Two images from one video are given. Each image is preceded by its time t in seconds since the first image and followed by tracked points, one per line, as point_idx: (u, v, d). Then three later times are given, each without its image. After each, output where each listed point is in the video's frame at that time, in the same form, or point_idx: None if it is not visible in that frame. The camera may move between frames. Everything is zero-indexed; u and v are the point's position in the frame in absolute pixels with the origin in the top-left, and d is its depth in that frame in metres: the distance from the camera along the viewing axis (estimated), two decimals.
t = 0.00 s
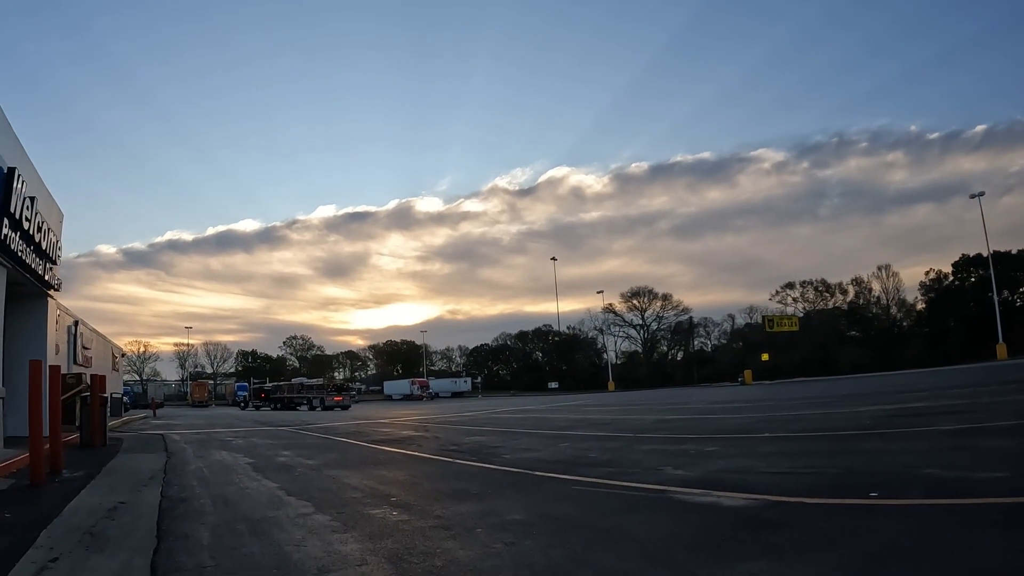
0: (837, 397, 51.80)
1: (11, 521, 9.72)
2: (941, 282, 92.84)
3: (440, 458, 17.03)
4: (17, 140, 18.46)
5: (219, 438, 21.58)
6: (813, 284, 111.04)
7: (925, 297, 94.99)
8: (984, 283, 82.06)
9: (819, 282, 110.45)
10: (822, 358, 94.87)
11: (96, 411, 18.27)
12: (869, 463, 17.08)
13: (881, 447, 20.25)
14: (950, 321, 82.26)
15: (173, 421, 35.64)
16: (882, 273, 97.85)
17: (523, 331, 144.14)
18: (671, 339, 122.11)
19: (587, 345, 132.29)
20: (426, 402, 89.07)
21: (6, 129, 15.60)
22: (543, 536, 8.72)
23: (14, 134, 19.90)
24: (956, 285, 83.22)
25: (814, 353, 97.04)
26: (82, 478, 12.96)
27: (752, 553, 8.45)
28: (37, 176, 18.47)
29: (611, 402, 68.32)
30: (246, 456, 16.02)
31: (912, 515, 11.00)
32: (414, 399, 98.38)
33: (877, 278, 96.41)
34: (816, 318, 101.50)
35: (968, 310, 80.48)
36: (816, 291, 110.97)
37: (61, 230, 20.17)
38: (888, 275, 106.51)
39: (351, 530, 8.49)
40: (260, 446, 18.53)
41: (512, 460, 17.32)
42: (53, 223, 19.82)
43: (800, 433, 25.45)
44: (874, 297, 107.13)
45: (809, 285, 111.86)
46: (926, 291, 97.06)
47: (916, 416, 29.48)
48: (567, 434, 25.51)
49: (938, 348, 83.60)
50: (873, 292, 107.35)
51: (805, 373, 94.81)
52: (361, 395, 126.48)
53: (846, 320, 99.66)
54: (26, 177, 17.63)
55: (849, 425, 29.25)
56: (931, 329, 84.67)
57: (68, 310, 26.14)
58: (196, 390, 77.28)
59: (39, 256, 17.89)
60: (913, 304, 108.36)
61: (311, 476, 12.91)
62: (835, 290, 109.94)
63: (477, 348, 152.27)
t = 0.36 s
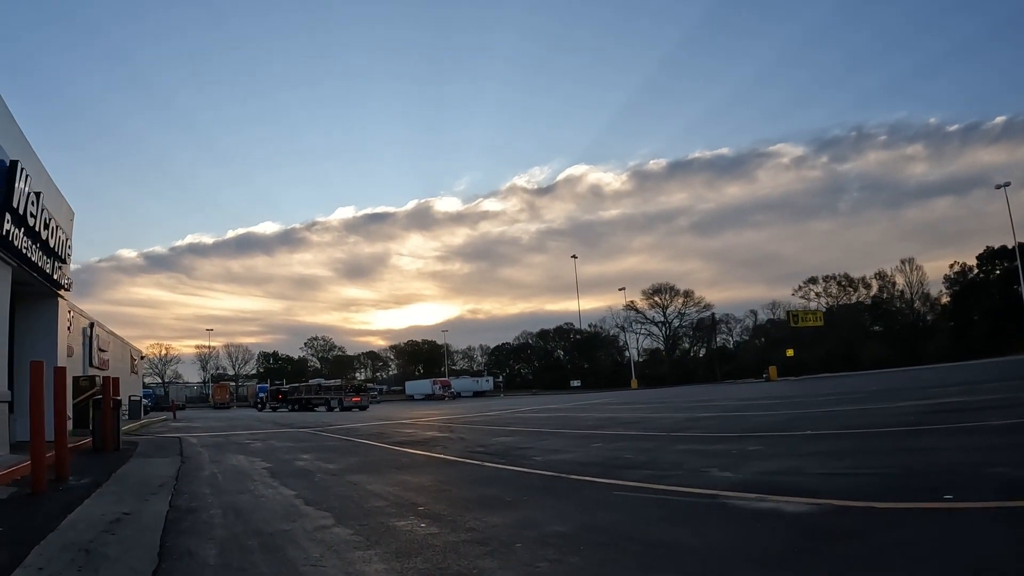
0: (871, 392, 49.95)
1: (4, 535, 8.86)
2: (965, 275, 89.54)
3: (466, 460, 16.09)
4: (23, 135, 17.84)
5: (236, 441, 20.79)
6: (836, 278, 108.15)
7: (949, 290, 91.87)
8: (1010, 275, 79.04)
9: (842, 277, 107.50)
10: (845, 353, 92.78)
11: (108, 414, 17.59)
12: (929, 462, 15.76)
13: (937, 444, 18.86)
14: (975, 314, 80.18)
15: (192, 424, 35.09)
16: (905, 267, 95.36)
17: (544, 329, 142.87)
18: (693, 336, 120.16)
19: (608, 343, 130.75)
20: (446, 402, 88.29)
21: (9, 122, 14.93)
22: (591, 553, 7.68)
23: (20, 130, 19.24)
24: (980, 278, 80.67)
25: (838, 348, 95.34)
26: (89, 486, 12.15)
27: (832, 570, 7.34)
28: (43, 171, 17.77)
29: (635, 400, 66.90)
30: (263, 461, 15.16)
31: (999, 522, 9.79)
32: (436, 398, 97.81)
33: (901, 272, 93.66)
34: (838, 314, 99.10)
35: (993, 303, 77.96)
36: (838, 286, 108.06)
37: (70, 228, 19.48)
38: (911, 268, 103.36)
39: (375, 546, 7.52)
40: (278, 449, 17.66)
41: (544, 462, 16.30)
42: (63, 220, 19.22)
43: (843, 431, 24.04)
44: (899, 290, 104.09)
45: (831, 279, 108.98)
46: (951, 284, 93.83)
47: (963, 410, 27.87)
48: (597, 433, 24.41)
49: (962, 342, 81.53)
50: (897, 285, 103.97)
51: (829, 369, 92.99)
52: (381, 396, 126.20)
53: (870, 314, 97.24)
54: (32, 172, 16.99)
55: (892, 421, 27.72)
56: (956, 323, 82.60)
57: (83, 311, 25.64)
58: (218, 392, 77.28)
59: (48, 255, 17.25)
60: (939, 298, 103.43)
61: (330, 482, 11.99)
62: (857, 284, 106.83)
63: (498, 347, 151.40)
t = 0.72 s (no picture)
0: (898, 390, 48.42)
1: None
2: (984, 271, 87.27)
3: (487, 465, 15.23)
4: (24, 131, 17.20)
5: (249, 445, 20.08)
6: (852, 275, 105.93)
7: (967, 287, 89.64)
8: None
9: (859, 274, 105.28)
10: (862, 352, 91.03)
11: (115, 419, 16.95)
12: (982, 464, 14.71)
13: (985, 445, 17.72)
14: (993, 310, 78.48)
15: (205, 427, 34.53)
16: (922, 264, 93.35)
17: (559, 329, 141.70)
18: (709, 334, 118.58)
19: (624, 342, 129.38)
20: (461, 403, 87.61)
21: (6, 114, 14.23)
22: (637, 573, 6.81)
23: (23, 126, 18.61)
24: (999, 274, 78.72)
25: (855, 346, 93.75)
26: (89, 496, 11.41)
27: None
28: (45, 167, 17.11)
29: (653, 400, 65.74)
30: (275, 466, 14.39)
31: None
32: (452, 399, 97.15)
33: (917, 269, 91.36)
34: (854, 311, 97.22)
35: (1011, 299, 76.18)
36: (854, 283, 105.72)
37: (75, 226, 18.83)
38: (928, 264, 100.84)
39: (393, 568, 6.68)
40: (291, 454, 16.90)
41: (570, 467, 15.42)
42: (67, 219, 18.56)
43: (878, 431, 22.91)
44: (916, 288, 101.59)
45: (848, 276, 106.68)
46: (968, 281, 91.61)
47: (1003, 408, 26.54)
48: (621, 435, 23.46)
49: (981, 338, 79.68)
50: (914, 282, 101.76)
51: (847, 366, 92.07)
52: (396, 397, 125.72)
53: (886, 313, 95.28)
54: (33, 168, 16.31)
55: (927, 420, 26.50)
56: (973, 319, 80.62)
57: (93, 313, 25.09)
58: (233, 394, 76.99)
59: (50, 253, 16.58)
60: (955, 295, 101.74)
61: (345, 490, 11.17)
62: (874, 281, 104.57)
63: (513, 347, 150.49)
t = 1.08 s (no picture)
0: (919, 387, 46.91)
1: None
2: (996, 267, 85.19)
3: (505, 470, 14.29)
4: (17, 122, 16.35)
5: (255, 449, 19.22)
6: (864, 272, 103.95)
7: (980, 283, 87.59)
8: None
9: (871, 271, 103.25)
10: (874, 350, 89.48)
11: (114, 422, 16.16)
12: None
13: None
14: (1007, 307, 76.76)
15: (212, 429, 33.78)
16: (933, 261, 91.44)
17: (569, 328, 140.37)
18: (719, 333, 117.11)
19: (634, 342, 128.08)
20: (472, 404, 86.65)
21: None
22: None
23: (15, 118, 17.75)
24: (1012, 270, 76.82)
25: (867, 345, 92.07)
26: (79, 506, 10.54)
27: None
28: (39, 160, 16.26)
29: (665, 399, 64.45)
30: (280, 472, 13.50)
31: None
32: (462, 399, 96.29)
33: (929, 267, 89.52)
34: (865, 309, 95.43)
35: None
36: (866, 281, 103.82)
37: (72, 222, 17.99)
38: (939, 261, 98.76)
39: None
40: (298, 459, 16.03)
41: (594, 473, 14.45)
42: (64, 214, 17.73)
43: (911, 431, 21.77)
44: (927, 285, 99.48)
45: (859, 274, 104.77)
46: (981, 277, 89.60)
47: None
48: (641, 437, 22.46)
49: (996, 335, 78.05)
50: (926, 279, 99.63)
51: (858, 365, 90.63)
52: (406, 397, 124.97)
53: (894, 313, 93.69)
54: (26, 160, 15.46)
55: (960, 419, 25.27)
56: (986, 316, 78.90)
57: (95, 312, 24.35)
58: (242, 396, 76.36)
59: (45, 249, 15.75)
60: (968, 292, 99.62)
61: (355, 499, 10.26)
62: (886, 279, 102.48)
63: (523, 347, 149.41)
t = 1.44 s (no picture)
0: (959, 383, 44.85)
1: None
2: None
3: (539, 473, 13.31)
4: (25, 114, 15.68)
5: (275, 451, 18.43)
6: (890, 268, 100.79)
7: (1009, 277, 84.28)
8: None
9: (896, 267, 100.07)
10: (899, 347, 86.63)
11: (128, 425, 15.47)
12: None
13: None
14: None
15: (233, 430, 33.21)
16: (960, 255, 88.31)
17: (593, 327, 138.73)
18: (744, 331, 114.87)
19: (658, 340, 126.27)
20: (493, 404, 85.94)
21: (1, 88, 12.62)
22: None
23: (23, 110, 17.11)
24: None
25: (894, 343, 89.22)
26: (83, 514, 9.74)
27: None
28: (48, 153, 15.57)
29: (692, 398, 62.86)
30: (300, 477, 12.63)
31: None
32: (485, 399, 95.68)
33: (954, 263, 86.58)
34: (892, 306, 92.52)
35: None
36: (892, 276, 101.10)
37: (83, 217, 17.32)
38: (966, 255, 95.73)
39: None
40: (320, 461, 15.20)
41: (636, 473, 13.39)
42: (75, 209, 17.03)
43: (966, 428, 20.31)
44: (953, 280, 96.38)
45: (885, 270, 102.04)
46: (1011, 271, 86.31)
47: None
48: (676, 436, 21.32)
49: None
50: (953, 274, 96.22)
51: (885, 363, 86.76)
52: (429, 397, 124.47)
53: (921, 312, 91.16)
54: (34, 152, 14.77)
55: (1015, 415, 23.66)
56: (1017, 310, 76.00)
57: (112, 313, 23.94)
58: (265, 397, 76.31)
59: (54, 245, 15.02)
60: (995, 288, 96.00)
61: (380, 506, 9.35)
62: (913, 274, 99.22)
63: (546, 346, 148.18)
